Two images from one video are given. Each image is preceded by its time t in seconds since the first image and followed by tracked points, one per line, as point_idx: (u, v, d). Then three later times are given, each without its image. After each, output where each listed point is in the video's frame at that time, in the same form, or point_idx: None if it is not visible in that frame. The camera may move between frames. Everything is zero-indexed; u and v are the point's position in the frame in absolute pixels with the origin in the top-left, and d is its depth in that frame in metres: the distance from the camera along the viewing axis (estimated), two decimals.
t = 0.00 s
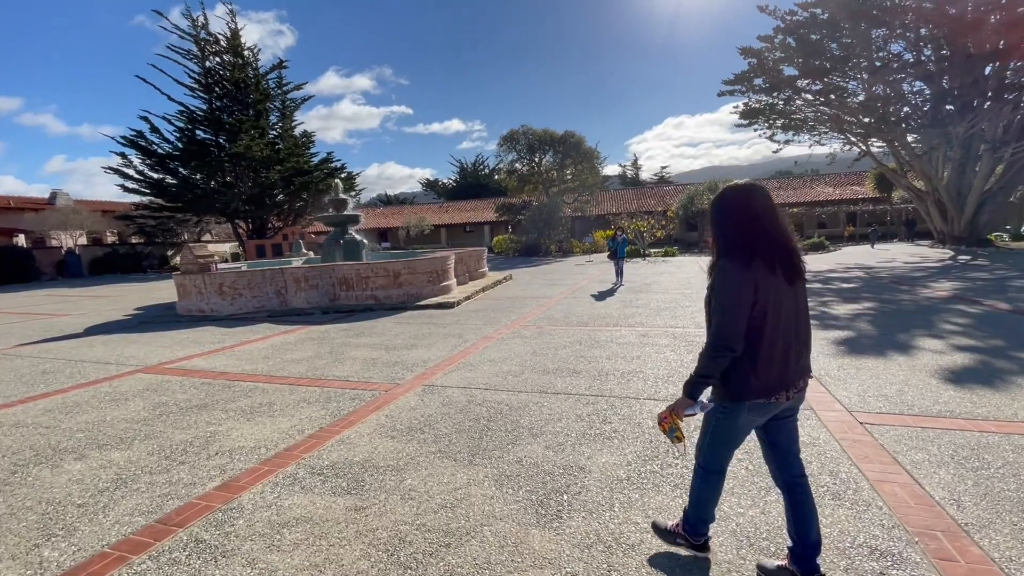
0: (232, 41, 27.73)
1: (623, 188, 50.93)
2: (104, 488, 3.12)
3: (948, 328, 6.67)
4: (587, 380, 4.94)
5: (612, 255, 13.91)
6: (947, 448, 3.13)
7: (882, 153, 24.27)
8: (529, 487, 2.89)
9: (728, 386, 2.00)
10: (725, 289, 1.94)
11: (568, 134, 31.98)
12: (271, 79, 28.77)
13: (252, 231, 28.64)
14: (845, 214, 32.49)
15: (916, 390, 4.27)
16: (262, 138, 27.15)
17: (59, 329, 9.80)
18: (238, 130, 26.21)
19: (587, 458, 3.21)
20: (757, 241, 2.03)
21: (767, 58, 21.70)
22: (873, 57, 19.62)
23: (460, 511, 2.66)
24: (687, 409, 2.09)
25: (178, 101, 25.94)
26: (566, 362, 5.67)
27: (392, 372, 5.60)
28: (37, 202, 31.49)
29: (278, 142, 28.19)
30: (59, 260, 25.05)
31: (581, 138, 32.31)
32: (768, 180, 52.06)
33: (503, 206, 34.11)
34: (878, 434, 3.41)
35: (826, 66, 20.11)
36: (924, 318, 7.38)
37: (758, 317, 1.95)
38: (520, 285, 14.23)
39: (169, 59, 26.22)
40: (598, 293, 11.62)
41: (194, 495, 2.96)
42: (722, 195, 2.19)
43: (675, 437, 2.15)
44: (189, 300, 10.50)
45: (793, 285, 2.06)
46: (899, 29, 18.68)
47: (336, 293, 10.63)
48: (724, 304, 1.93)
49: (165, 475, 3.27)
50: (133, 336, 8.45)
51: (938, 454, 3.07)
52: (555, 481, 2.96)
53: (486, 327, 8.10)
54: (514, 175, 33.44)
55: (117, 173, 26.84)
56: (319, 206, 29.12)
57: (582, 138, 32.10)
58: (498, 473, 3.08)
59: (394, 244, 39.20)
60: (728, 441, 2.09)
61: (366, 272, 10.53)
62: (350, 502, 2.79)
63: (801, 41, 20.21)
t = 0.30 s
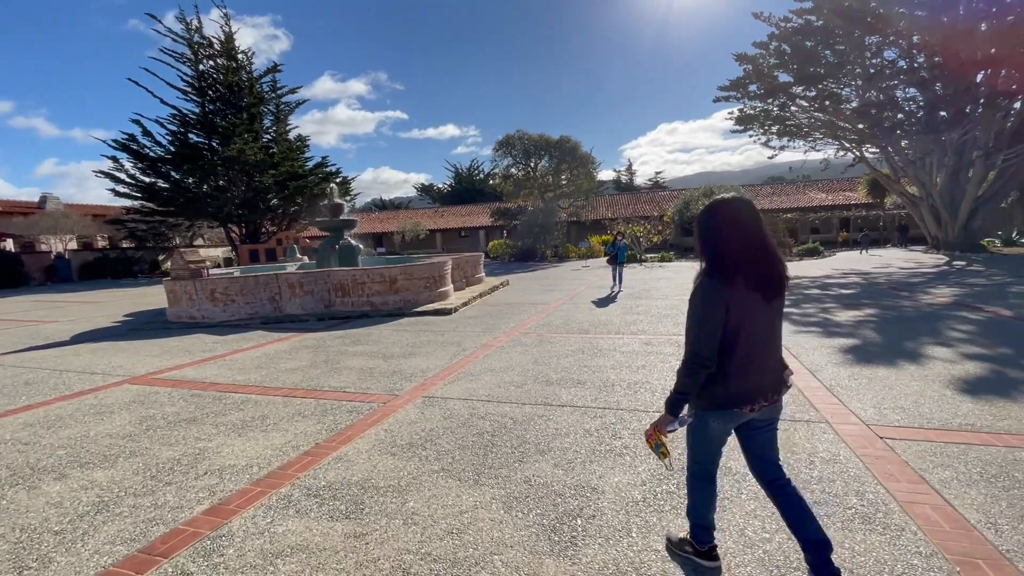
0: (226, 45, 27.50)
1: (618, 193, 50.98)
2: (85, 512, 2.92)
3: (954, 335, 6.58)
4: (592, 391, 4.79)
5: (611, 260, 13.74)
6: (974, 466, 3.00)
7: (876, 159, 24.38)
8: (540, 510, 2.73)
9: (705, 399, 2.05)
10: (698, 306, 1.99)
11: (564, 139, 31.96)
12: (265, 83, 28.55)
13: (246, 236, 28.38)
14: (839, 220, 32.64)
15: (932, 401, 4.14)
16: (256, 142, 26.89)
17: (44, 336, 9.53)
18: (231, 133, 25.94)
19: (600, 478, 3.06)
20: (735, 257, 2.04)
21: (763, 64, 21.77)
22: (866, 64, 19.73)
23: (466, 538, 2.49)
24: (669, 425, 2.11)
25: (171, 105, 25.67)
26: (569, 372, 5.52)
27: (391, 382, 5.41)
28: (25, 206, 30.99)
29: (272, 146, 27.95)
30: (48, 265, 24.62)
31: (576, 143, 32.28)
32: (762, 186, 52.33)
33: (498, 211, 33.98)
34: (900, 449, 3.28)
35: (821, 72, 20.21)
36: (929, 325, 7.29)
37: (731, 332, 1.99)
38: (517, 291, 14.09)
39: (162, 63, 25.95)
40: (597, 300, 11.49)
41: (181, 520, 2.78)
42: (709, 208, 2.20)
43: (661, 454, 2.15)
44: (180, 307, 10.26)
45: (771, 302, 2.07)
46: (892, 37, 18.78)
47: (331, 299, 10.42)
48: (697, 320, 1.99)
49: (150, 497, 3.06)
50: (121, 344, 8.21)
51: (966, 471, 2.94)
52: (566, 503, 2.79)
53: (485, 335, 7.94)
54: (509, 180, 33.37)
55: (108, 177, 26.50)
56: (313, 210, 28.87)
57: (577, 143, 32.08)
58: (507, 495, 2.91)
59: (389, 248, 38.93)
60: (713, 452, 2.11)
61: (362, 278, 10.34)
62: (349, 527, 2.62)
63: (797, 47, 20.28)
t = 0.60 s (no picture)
0: (224, 48, 27.36)
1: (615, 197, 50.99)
2: (64, 534, 2.72)
3: (967, 341, 6.43)
4: (601, 400, 4.60)
5: (613, 265, 13.55)
6: (1011, 482, 2.83)
7: (875, 163, 24.38)
8: (554, 531, 2.54)
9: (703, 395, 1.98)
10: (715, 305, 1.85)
11: (563, 143, 31.93)
12: (263, 86, 28.40)
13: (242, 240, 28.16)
14: (838, 224, 32.61)
15: (956, 411, 3.98)
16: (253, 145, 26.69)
17: (34, 342, 9.30)
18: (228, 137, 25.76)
19: (617, 495, 2.87)
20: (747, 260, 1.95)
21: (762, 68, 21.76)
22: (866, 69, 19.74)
23: (476, 564, 2.30)
24: (657, 412, 2.01)
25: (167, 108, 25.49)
26: (576, 379, 5.33)
27: (391, 390, 5.21)
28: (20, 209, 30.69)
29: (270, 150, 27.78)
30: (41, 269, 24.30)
31: (575, 147, 32.24)
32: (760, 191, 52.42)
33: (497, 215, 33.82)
34: (929, 463, 3.11)
35: (820, 77, 20.21)
36: (940, 330, 7.15)
37: (739, 335, 1.92)
38: (518, 295, 13.92)
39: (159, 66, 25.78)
40: (599, 305, 11.30)
41: (167, 542, 2.57)
42: (713, 198, 2.06)
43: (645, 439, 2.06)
44: (174, 311, 10.05)
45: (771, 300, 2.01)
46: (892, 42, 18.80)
47: (328, 303, 10.22)
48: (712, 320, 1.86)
49: (134, 517, 2.86)
50: (113, 350, 8.00)
51: (1004, 488, 2.77)
52: (582, 523, 2.61)
53: (486, 340, 7.75)
54: (508, 184, 33.28)
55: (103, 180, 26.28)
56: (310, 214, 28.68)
57: (576, 148, 32.03)
58: (517, 513, 2.73)
59: (387, 252, 38.73)
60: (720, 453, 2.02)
61: (360, 282, 10.14)
62: (349, 552, 2.42)
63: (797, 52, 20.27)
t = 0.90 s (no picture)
0: (215, 49, 27.00)
1: (608, 202, 51.11)
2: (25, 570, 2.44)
3: (978, 348, 6.28)
4: (610, 413, 4.37)
5: (608, 271, 13.35)
6: None
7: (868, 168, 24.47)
8: (573, 565, 2.30)
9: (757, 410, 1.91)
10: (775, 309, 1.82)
11: (557, 147, 31.92)
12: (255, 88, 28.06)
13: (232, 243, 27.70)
14: (830, 229, 32.75)
15: (984, 424, 3.78)
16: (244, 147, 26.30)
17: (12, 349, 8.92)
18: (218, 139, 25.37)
19: (637, 522, 2.64)
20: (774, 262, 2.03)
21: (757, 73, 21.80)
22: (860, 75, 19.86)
23: None
24: (734, 437, 1.88)
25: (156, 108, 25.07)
26: (581, 390, 5.09)
27: (387, 401, 4.95)
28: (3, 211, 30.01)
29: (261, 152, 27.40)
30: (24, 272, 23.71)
31: (569, 151, 32.21)
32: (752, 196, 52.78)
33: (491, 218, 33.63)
34: (968, 483, 2.91)
35: (814, 82, 20.27)
36: (948, 337, 7.01)
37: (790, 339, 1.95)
38: (513, 300, 13.70)
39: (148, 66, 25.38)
40: (597, 310, 11.09)
41: None
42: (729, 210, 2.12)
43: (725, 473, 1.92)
44: (160, 317, 9.70)
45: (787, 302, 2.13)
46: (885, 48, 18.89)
47: (320, 309, 9.92)
48: (773, 324, 1.83)
49: (106, 549, 2.58)
50: (94, 358, 7.66)
51: None
52: (602, 555, 2.37)
53: (484, 347, 7.50)
54: (502, 187, 33.16)
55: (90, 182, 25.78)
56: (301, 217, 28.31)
57: (570, 152, 32.02)
58: (530, 543, 2.48)
59: (379, 256, 38.36)
60: (748, 468, 1.97)
61: (353, 287, 9.85)
62: None
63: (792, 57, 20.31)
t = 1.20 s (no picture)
0: (203, 44, 26.47)
1: (600, 203, 51.03)
2: None
3: (984, 354, 6.16)
4: (614, 422, 4.17)
5: (601, 273, 13.18)
6: None
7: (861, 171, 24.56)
8: None
9: (765, 412, 1.89)
10: (781, 309, 1.77)
11: (550, 148, 31.75)
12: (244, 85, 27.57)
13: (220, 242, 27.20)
14: (822, 232, 32.89)
15: (1004, 437, 3.63)
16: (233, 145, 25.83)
17: None
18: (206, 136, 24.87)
19: (653, 548, 2.43)
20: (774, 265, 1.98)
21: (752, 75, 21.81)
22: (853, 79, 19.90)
23: None
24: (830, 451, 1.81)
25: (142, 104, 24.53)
26: (582, 398, 4.88)
27: (379, 410, 4.71)
28: None
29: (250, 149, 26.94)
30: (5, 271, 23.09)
31: (562, 152, 32.05)
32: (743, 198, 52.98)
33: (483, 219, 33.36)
34: (1000, 503, 2.73)
35: (808, 85, 20.29)
36: (950, 342, 6.91)
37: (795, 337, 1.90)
38: (507, 302, 13.48)
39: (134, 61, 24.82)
40: (592, 313, 10.89)
41: None
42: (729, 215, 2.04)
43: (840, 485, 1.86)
44: (142, 318, 9.35)
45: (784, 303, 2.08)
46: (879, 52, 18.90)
47: (309, 310, 9.64)
48: (782, 325, 1.78)
49: None
50: (72, 362, 7.33)
51: None
52: None
53: (479, 351, 7.28)
54: (495, 188, 32.89)
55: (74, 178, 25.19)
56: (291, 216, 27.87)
57: (563, 153, 31.86)
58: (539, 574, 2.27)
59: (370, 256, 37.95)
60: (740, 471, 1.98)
61: (343, 288, 9.58)
62: None
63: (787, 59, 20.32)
